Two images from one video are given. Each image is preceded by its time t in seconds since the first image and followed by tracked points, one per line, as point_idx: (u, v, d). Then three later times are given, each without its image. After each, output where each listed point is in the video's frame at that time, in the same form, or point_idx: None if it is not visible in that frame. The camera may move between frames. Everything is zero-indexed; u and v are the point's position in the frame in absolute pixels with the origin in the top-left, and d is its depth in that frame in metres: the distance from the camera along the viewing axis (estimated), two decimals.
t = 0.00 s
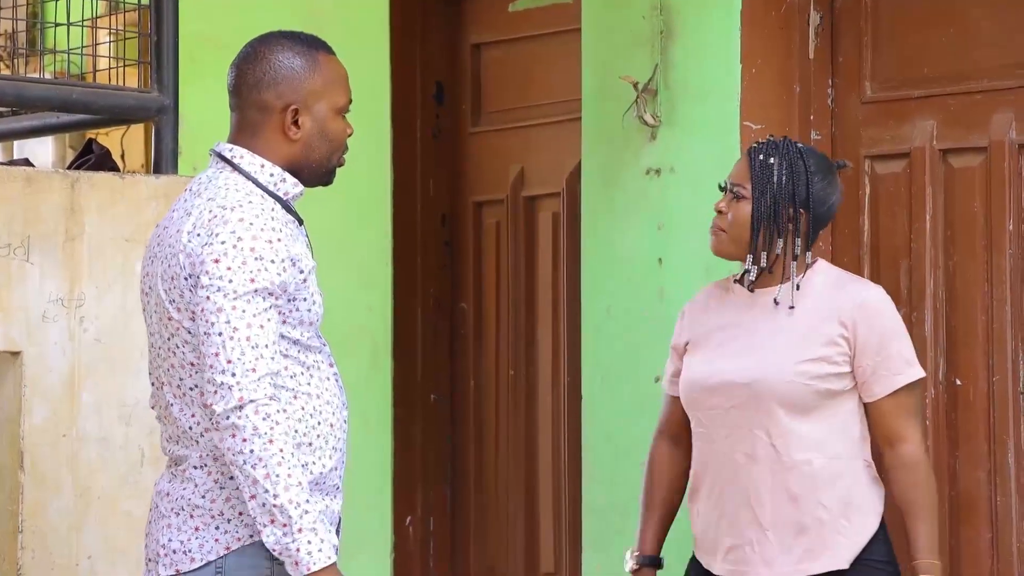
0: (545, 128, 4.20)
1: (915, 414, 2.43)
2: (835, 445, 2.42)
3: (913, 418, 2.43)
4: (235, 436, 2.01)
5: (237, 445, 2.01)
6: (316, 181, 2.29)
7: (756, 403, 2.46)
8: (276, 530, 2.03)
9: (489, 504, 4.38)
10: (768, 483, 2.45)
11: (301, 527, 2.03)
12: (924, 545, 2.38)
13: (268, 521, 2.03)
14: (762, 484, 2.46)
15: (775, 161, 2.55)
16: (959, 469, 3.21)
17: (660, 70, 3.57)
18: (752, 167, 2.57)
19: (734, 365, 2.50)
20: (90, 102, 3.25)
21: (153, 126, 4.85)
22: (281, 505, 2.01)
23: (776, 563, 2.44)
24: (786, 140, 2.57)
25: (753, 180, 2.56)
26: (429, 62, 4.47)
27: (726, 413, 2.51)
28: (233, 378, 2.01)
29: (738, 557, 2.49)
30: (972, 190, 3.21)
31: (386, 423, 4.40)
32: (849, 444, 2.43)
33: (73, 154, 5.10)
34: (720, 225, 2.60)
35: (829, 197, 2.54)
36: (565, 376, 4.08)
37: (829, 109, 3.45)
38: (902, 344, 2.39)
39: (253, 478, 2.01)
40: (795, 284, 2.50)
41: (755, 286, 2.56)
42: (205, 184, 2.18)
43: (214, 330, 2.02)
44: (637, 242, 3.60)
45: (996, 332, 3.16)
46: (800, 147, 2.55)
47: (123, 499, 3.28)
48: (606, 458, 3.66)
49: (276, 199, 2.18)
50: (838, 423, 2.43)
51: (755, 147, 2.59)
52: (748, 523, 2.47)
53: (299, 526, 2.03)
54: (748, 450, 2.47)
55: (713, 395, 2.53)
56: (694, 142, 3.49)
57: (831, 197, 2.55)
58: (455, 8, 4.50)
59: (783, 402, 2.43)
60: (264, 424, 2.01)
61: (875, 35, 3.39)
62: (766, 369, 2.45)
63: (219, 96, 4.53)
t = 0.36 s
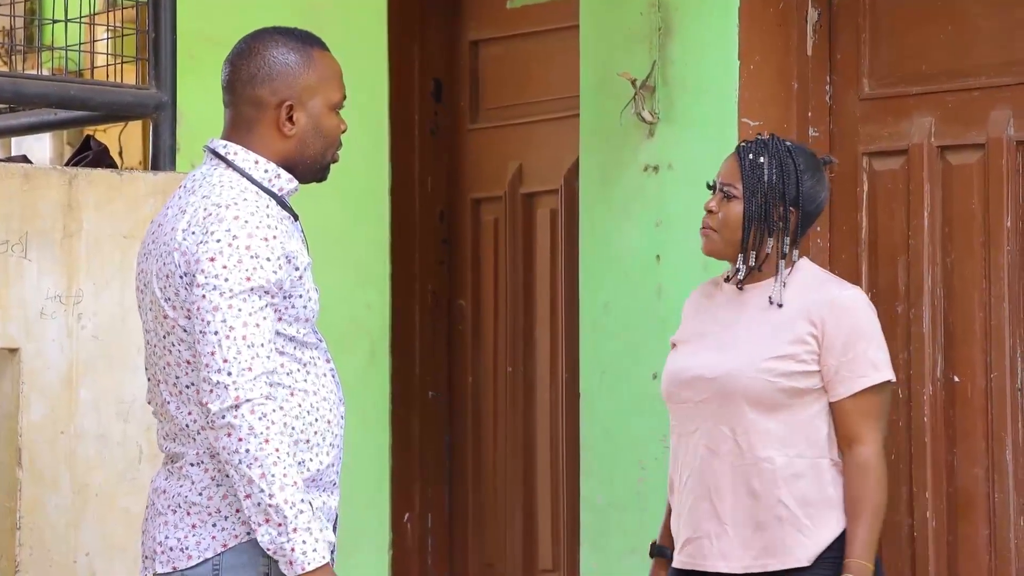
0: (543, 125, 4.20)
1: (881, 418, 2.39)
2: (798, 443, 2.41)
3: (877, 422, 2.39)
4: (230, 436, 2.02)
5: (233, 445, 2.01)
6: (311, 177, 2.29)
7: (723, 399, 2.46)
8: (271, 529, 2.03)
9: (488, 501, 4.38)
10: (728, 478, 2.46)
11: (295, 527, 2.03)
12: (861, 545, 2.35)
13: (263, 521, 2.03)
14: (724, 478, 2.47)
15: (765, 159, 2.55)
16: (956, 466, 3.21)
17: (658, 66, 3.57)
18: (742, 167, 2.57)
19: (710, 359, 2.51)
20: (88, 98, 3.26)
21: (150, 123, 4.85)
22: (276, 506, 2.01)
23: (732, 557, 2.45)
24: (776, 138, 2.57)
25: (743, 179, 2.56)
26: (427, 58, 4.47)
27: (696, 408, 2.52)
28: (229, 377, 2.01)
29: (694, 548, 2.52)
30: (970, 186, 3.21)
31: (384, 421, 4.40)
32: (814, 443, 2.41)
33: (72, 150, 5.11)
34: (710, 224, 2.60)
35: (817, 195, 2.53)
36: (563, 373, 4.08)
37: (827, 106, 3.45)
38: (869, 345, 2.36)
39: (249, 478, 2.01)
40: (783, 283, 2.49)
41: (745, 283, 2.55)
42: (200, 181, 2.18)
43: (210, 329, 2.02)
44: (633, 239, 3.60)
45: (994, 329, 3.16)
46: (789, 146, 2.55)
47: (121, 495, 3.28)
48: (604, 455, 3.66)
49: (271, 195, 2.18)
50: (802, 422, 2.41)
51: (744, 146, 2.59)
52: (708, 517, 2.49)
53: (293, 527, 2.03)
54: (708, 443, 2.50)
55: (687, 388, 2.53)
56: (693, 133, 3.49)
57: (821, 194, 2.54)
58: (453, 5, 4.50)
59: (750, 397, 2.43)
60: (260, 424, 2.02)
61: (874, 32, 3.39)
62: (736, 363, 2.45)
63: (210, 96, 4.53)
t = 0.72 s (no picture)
0: (542, 123, 4.20)
1: (871, 416, 2.38)
2: (788, 439, 2.41)
3: (867, 419, 2.38)
4: (227, 434, 2.02)
5: (229, 444, 2.01)
6: (308, 175, 2.29)
7: (712, 395, 2.47)
8: (265, 528, 2.03)
9: (487, 499, 4.38)
10: (715, 475, 2.47)
11: (290, 526, 2.03)
12: (854, 543, 2.32)
13: (257, 520, 2.03)
14: (713, 474, 2.48)
15: (760, 158, 2.55)
16: (955, 464, 3.21)
17: (656, 64, 3.56)
18: (735, 167, 2.56)
19: (701, 356, 2.51)
20: (86, 96, 3.25)
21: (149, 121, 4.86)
22: (270, 505, 2.01)
23: (720, 554, 2.46)
24: (768, 136, 2.57)
25: (738, 179, 2.54)
26: (426, 56, 4.46)
27: (687, 405, 2.52)
28: (226, 376, 2.01)
29: (690, 545, 2.53)
30: (969, 184, 3.21)
31: (382, 419, 4.40)
32: (804, 440, 2.40)
33: (70, 148, 5.11)
34: (705, 224, 2.59)
35: (812, 192, 2.55)
36: (562, 371, 4.08)
37: (826, 104, 3.45)
38: (857, 342, 2.35)
39: (244, 477, 2.01)
40: (779, 283, 2.48)
41: (742, 283, 2.55)
42: (198, 179, 2.18)
43: (207, 328, 2.02)
44: (632, 238, 3.60)
45: (992, 327, 3.16)
46: (783, 143, 2.55)
47: (120, 493, 3.28)
48: (603, 452, 3.66)
49: (268, 193, 2.18)
50: (791, 419, 2.41)
51: (736, 146, 2.59)
52: (700, 514, 2.50)
53: (288, 526, 2.03)
54: (700, 440, 2.51)
55: (677, 386, 2.54)
56: (693, 128, 3.49)
57: (814, 191, 2.55)
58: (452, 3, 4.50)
59: (738, 395, 2.43)
60: (256, 422, 2.02)
61: (873, 30, 3.39)
62: (725, 360, 2.45)
63: (207, 94, 4.54)
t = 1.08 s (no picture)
0: (542, 122, 4.20)
1: (876, 414, 2.40)
2: (790, 437, 2.41)
3: (873, 418, 2.39)
4: (229, 433, 2.01)
5: (232, 443, 2.01)
6: (306, 173, 2.29)
7: (715, 394, 2.46)
8: (271, 526, 2.02)
9: (487, 498, 4.38)
10: (718, 472, 2.46)
11: (296, 524, 2.02)
12: (871, 543, 2.34)
13: (263, 518, 2.02)
14: (716, 472, 2.47)
15: (758, 157, 2.55)
16: (955, 462, 3.21)
17: (656, 63, 3.56)
18: (734, 166, 2.56)
19: (701, 355, 2.51)
20: (86, 95, 3.25)
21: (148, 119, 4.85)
22: (274, 503, 2.01)
23: (723, 552, 2.45)
24: (766, 135, 2.57)
25: (738, 177, 2.55)
26: (425, 55, 4.46)
27: (688, 403, 2.52)
28: (227, 375, 2.01)
29: (691, 544, 2.52)
30: (969, 183, 3.21)
31: (382, 417, 4.40)
32: (807, 439, 2.41)
33: (70, 147, 5.11)
34: (704, 223, 2.58)
35: (810, 191, 2.54)
36: (562, 370, 4.08)
37: (826, 102, 3.45)
38: (863, 341, 2.36)
39: (247, 475, 2.01)
40: (780, 279, 2.49)
41: (742, 282, 2.54)
42: (195, 178, 2.18)
43: (207, 326, 2.02)
44: (631, 237, 3.60)
45: (992, 325, 3.16)
46: (781, 142, 2.56)
47: (119, 492, 3.28)
48: (603, 451, 3.66)
49: (266, 190, 2.18)
50: (796, 417, 2.41)
51: (734, 145, 2.59)
52: (702, 512, 2.49)
53: (294, 523, 2.02)
54: (703, 439, 2.50)
55: (678, 385, 2.53)
56: (693, 126, 3.48)
57: (812, 190, 2.55)
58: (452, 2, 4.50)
59: (742, 393, 2.43)
60: (259, 421, 2.02)
61: (873, 28, 3.39)
62: (728, 359, 2.45)
63: (207, 92, 4.51)
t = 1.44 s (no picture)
0: (543, 120, 4.20)
1: (879, 409, 2.39)
2: (794, 433, 2.41)
3: (875, 413, 2.39)
4: (230, 428, 2.01)
5: (233, 438, 2.01)
6: (307, 169, 2.30)
7: (718, 390, 2.46)
8: (271, 522, 2.02)
9: (487, 497, 4.39)
10: (722, 469, 2.47)
11: (296, 519, 2.02)
12: (870, 537, 2.34)
13: (263, 514, 2.02)
14: (719, 468, 2.47)
15: (759, 155, 2.55)
16: (956, 460, 3.21)
17: (657, 61, 3.56)
18: (735, 164, 2.56)
19: (702, 353, 2.51)
20: (86, 93, 3.25)
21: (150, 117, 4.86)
22: (275, 498, 2.01)
23: (727, 548, 2.45)
24: (767, 134, 2.57)
25: (738, 175, 2.55)
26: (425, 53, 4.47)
27: (691, 400, 2.52)
28: (227, 369, 2.01)
29: (695, 540, 2.51)
30: (970, 180, 3.21)
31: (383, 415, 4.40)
32: (810, 434, 2.41)
33: (71, 145, 5.12)
34: (705, 221, 2.58)
35: (810, 190, 2.54)
36: (562, 368, 4.08)
37: (827, 100, 3.45)
38: (865, 336, 2.36)
39: (248, 470, 2.00)
40: (779, 279, 2.49)
41: (742, 280, 2.55)
42: (195, 174, 2.19)
43: (208, 321, 2.02)
44: (631, 235, 3.61)
45: (993, 324, 3.16)
46: (782, 141, 2.55)
47: (120, 489, 3.28)
48: (603, 450, 3.66)
49: (266, 185, 2.19)
50: (798, 412, 2.41)
51: (736, 143, 2.59)
52: (706, 508, 2.49)
53: (294, 519, 2.02)
54: (706, 435, 2.50)
55: (680, 382, 2.54)
56: (693, 125, 3.48)
57: (813, 189, 2.55)
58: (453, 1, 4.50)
59: (744, 390, 2.43)
60: (260, 415, 2.01)
61: (873, 27, 3.39)
62: (730, 357, 2.45)
63: (208, 88, 4.49)
